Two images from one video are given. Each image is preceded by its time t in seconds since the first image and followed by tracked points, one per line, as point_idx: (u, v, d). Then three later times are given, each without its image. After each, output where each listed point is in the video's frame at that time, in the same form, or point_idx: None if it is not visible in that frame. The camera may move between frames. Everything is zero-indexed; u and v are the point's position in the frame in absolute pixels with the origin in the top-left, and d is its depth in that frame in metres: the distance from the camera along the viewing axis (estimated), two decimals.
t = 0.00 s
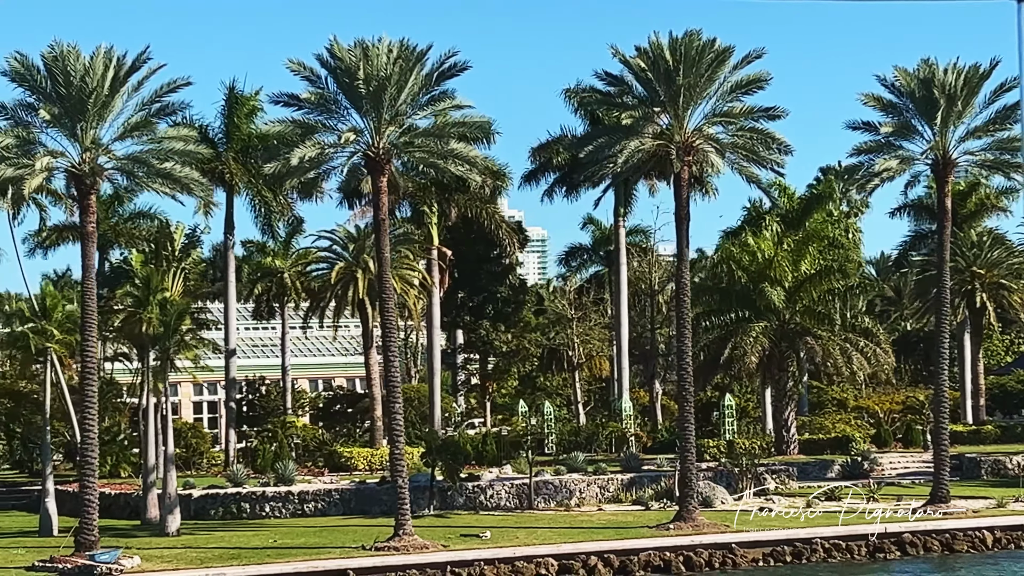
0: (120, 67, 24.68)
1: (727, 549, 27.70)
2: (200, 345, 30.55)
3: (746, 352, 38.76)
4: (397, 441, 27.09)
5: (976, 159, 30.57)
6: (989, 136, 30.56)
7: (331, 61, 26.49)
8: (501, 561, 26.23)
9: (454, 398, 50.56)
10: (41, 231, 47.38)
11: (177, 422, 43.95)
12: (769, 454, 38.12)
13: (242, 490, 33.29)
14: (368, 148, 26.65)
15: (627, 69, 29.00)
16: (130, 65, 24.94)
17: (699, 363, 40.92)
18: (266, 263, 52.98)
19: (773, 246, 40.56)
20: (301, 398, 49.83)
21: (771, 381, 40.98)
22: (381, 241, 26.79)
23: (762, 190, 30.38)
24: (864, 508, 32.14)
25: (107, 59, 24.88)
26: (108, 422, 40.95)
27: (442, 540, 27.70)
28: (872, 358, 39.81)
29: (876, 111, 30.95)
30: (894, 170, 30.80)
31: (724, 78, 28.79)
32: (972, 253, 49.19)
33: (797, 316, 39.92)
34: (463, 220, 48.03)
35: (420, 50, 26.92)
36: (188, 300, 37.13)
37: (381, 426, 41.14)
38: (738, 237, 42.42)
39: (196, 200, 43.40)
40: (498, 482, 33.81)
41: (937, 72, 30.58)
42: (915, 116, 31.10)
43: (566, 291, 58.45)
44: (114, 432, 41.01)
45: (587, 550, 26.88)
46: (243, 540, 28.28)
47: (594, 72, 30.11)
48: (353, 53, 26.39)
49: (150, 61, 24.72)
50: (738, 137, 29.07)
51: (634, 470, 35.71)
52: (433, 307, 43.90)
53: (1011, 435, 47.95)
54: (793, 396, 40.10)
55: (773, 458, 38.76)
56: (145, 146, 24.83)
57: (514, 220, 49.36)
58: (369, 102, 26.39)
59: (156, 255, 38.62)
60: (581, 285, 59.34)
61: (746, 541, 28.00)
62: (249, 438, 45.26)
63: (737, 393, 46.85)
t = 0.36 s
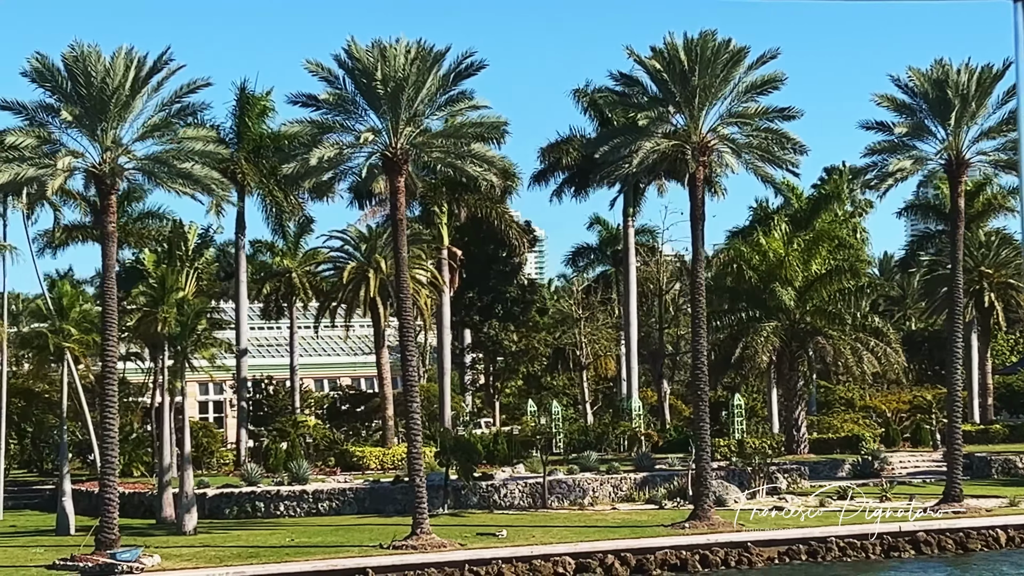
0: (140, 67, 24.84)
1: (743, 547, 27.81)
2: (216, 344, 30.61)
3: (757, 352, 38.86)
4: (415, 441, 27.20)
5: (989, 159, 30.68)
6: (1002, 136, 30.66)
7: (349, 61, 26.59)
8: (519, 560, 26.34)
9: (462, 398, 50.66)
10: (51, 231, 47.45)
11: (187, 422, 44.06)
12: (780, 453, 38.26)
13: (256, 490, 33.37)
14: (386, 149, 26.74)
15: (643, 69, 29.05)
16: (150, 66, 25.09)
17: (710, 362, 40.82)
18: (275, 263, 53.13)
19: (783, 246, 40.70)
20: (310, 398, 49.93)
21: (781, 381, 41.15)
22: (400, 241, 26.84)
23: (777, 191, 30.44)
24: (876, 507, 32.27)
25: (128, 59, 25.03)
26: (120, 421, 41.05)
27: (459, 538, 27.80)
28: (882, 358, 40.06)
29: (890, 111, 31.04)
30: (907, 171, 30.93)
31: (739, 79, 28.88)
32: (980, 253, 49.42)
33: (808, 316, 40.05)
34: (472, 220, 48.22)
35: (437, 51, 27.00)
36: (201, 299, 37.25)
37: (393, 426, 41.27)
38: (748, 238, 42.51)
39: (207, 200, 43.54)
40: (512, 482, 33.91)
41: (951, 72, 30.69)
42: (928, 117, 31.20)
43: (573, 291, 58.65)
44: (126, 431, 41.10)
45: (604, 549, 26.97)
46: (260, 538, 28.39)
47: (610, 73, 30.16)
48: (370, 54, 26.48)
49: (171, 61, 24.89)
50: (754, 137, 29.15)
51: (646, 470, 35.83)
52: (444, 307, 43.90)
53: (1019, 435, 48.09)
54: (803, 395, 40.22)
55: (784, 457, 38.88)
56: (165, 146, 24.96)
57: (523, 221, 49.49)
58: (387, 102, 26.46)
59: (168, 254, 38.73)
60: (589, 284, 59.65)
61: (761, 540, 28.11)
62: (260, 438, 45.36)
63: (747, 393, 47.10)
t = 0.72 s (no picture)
0: (163, 68, 25.00)
1: (760, 546, 27.94)
2: (234, 344, 30.97)
3: (769, 351, 38.96)
4: (434, 440, 27.30)
5: (1005, 159, 30.74)
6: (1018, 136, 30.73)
7: (369, 62, 26.72)
8: (538, 558, 26.44)
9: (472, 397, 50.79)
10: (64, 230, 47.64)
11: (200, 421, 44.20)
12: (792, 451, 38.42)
13: (272, 489, 33.51)
14: (406, 149, 26.84)
15: (660, 70, 29.18)
16: (173, 67, 25.24)
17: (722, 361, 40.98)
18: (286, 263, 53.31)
19: (795, 246, 40.82)
20: (320, 397, 50.08)
21: (793, 380, 41.37)
22: (419, 241, 26.94)
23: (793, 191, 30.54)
24: (891, 507, 32.37)
25: (151, 60, 25.18)
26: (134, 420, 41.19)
27: (478, 537, 27.90)
28: (895, 358, 40.10)
29: (905, 112, 31.19)
30: (923, 171, 31.08)
31: (756, 79, 28.98)
32: (989, 253, 49.54)
33: (820, 316, 40.29)
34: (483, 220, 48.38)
35: (457, 52, 27.10)
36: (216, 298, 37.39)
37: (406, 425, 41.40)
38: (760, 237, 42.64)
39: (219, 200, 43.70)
40: (527, 480, 34.03)
41: (966, 73, 30.72)
42: (944, 117, 31.29)
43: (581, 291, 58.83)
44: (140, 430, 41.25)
45: (623, 547, 27.08)
46: (279, 537, 28.51)
47: (626, 74, 30.33)
48: (390, 55, 26.60)
49: (193, 63, 25.07)
50: (771, 138, 29.18)
51: (660, 468, 35.98)
52: (455, 307, 44.02)
53: None
54: (815, 394, 40.40)
55: (796, 456, 39.03)
56: (188, 147, 25.13)
57: (535, 222, 49.62)
58: (407, 103, 26.57)
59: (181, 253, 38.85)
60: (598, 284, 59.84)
61: (778, 539, 28.22)
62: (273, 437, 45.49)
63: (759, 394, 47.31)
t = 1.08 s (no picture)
0: (184, 70, 25.13)
1: (777, 545, 28.05)
2: (251, 343, 31.08)
3: (782, 351, 39.12)
4: (453, 440, 27.42)
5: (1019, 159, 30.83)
6: None
7: (388, 63, 26.82)
8: (557, 557, 26.53)
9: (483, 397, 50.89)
10: (76, 231, 47.77)
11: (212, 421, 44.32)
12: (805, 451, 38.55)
13: (288, 488, 33.67)
14: (425, 150, 26.93)
15: (676, 71, 29.28)
16: (194, 68, 25.32)
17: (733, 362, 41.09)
18: (296, 262, 53.45)
19: (807, 246, 40.91)
20: (331, 397, 50.21)
21: (804, 380, 41.52)
22: (438, 241, 27.05)
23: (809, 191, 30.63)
24: (905, 506, 32.46)
25: (172, 61, 25.26)
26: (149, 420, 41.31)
27: (496, 536, 28.00)
28: (906, 358, 40.35)
29: (920, 112, 31.35)
30: (938, 172, 31.21)
31: (773, 80, 29.08)
32: (999, 254, 49.63)
33: (831, 315, 40.50)
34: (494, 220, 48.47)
35: (475, 52, 27.16)
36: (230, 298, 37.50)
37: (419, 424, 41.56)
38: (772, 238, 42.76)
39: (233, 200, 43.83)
40: (542, 480, 34.13)
41: (981, 73, 30.80)
42: (959, 118, 31.39)
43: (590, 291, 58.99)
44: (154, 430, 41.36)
45: (641, 546, 27.19)
46: (297, 536, 28.64)
47: (643, 75, 30.44)
48: (409, 55, 26.70)
49: (215, 64, 25.16)
50: (787, 138, 29.28)
51: (674, 468, 36.09)
52: (467, 307, 44.10)
53: None
54: (827, 393, 40.51)
55: (809, 455, 39.14)
56: (209, 148, 25.26)
57: (545, 222, 49.74)
58: (426, 104, 26.66)
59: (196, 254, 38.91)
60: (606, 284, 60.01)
61: (795, 538, 28.33)
62: (285, 437, 45.60)
63: (769, 393, 47.40)
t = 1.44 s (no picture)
0: (207, 70, 25.22)
1: (795, 544, 28.16)
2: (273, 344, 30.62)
3: (795, 351, 39.35)
4: (473, 438, 27.54)
5: None
6: None
7: (409, 64, 26.91)
8: (577, 555, 26.62)
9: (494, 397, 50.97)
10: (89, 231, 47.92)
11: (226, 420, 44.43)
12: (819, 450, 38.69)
13: (305, 487, 33.82)
14: (446, 150, 27.03)
15: (694, 71, 29.40)
16: (217, 68, 25.37)
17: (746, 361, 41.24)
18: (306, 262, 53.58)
19: (820, 246, 41.00)
20: (342, 397, 50.34)
21: (816, 379, 41.66)
22: (459, 241, 27.15)
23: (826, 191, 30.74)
24: (921, 505, 32.55)
25: (195, 61, 25.33)
26: (164, 419, 41.43)
27: (516, 535, 28.10)
28: (919, 357, 40.70)
29: (936, 113, 31.51)
30: (954, 172, 31.32)
31: (791, 81, 29.20)
32: (1009, 253, 49.72)
33: (844, 315, 40.67)
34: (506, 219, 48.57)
35: (496, 53, 27.19)
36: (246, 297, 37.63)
37: (432, 423, 41.71)
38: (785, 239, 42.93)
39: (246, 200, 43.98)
40: (558, 479, 34.25)
41: (998, 74, 30.92)
42: (975, 119, 31.51)
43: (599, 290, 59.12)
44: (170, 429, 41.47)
45: (659, 545, 27.31)
46: (317, 534, 28.74)
47: (660, 75, 30.57)
48: (430, 56, 26.79)
49: (237, 65, 25.24)
50: (805, 139, 29.40)
51: (690, 467, 36.20)
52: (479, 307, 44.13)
53: None
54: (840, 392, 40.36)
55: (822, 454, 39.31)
56: (232, 148, 25.38)
57: (557, 223, 49.77)
58: (447, 104, 26.79)
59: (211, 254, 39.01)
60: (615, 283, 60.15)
61: (813, 536, 28.44)
62: (298, 436, 45.77)
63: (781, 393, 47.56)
